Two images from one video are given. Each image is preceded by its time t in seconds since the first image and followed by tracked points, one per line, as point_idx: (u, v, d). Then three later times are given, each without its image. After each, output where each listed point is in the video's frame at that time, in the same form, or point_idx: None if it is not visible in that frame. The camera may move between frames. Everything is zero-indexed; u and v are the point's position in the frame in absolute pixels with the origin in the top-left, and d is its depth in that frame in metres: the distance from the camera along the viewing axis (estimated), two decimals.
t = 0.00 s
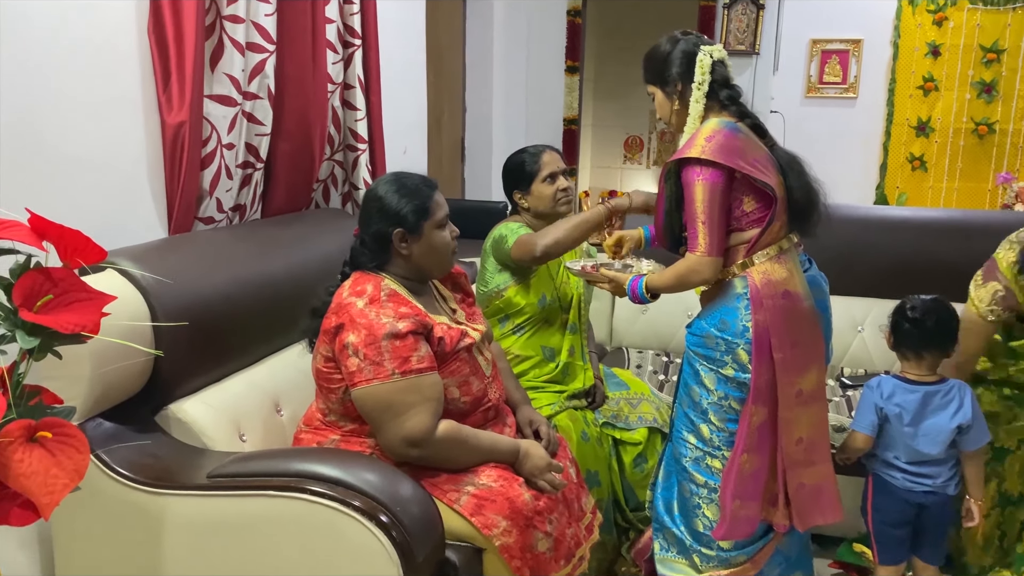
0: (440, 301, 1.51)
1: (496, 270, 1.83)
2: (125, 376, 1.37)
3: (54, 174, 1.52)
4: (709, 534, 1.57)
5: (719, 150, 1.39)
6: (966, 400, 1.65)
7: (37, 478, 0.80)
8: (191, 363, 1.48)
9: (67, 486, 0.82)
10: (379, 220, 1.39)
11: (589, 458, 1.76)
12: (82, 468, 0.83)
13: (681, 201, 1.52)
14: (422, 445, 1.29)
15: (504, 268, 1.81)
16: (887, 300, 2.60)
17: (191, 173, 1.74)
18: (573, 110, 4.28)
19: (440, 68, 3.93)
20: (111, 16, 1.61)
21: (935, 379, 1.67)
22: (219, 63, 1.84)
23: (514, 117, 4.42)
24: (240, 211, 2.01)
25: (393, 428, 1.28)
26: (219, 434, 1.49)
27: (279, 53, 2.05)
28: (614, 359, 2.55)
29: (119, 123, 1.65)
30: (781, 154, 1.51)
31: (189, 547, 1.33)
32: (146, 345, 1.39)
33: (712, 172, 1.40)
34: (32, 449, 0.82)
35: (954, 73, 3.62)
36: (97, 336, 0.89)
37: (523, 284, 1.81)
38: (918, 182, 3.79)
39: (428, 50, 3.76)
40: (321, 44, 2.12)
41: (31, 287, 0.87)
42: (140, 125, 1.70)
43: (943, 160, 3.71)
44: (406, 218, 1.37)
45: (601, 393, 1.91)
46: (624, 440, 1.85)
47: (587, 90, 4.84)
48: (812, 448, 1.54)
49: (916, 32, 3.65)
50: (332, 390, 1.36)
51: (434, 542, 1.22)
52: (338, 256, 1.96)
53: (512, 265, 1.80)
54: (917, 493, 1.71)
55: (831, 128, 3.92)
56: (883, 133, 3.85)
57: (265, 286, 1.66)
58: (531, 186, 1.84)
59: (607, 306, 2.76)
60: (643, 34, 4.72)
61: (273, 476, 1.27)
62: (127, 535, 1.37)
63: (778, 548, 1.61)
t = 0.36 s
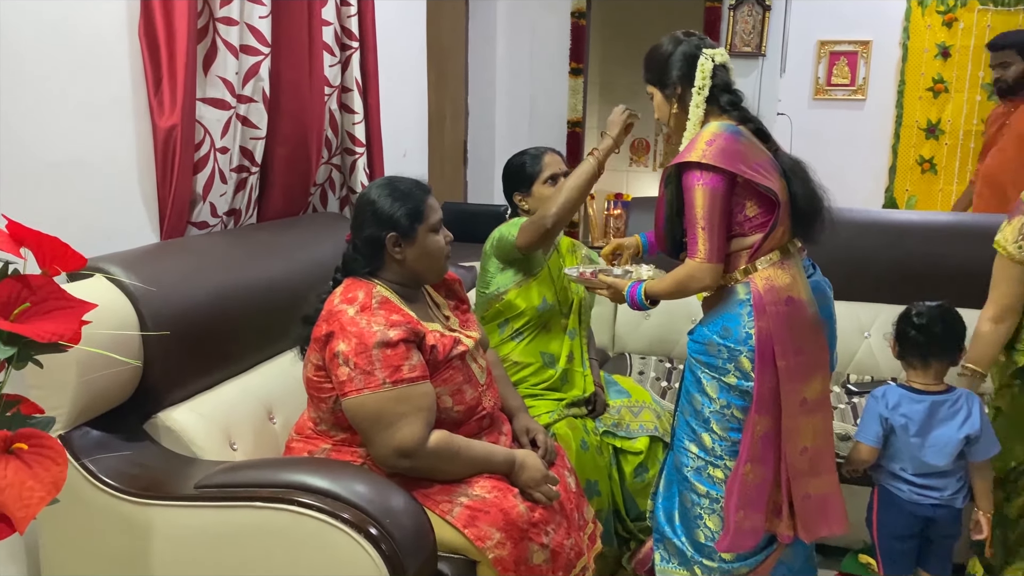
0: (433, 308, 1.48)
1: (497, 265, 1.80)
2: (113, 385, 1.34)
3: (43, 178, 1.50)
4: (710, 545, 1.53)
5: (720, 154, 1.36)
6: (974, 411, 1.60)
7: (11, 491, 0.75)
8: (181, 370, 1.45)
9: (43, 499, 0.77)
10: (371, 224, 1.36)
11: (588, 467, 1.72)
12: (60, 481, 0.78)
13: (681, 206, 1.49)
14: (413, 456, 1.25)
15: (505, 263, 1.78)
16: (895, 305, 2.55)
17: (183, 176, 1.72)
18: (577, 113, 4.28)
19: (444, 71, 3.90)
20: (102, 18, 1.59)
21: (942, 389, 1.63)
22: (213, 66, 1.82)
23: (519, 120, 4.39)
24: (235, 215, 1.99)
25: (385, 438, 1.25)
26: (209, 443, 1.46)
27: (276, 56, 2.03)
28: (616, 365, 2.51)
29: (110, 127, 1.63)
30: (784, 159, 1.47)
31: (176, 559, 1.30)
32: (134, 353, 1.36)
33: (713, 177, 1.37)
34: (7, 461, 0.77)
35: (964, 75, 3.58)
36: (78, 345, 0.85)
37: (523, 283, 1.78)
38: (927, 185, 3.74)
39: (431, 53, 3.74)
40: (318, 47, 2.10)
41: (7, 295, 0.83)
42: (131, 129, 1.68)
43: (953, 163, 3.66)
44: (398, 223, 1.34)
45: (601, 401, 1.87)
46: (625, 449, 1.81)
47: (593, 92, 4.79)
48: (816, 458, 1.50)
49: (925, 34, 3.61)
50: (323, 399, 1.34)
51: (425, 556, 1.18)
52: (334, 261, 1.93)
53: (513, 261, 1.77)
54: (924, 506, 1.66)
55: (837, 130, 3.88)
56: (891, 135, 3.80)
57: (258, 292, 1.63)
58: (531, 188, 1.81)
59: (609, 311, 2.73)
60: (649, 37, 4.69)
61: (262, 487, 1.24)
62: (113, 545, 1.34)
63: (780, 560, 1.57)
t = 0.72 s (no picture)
0: (438, 309, 1.46)
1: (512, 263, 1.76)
2: (114, 386, 1.33)
3: (47, 179, 1.49)
4: (721, 553, 1.50)
5: (730, 155, 1.33)
6: (989, 418, 1.58)
7: (6, 494, 0.73)
8: (184, 373, 1.44)
9: (39, 501, 0.75)
10: (375, 225, 1.34)
11: (597, 473, 1.70)
12: (56, 484, 0.76)
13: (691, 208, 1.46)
14: (416, 458, 1.23)
15: (518, 262, 1.75)
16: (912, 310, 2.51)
17: (189, 178, 1.72)
18: (588, 117, 4.16)
19: (455, 74, 3.89)
20: (107, 20, 1.59)
21: (956, 395, 1.60)
22: (219, 67, 1.82)
23: (530, 123, 4.37)
24: (241, 217, 1.99)
25: (387, 441, 1.23)
26: (213, 446, 1.44)
27: (284, 58, 2.02)
28: (626, 369, 2.49)
29: (115, 128, 1.63)
30: (797, 159, 1.45)
31: (177, 563, 1.29)
32: (136, 355, 1.35)
33: (723, 178, 1.34)
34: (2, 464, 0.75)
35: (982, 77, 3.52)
36: (74, 347, 0.83)
37: (534, 284, 1.75)
38: (944, 188, 3.68)
39: (442, 56, 3.73)
40: (325, 49, 2.10)
41: (2, 295, 0.81)
42: (136, 130, 1.68)
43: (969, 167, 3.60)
44: (402, 223, 1.32)
45: (612, 406, 1.83)
46: (635, 455, 1.78)
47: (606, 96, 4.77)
48: (829, 465, 1.47)
49: (942, 36, 3.56)
50: (326, 401, 1.32)
51: (428, 561, 1.16)
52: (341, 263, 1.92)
53: (527, 260, 1.74)
54: (939, 516, 1.61)
55: (851, 133, 3.83)
56: (907, 138, 3.75)
57: (263, 294, 1.62)
58: (541, 189, 1.79)
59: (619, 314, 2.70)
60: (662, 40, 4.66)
61: (263, 491, 1.22)
62: (114, 548, 1.32)
63: (790, 566, 1.54)
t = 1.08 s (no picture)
0: (430, 310, 1.45)
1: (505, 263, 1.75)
2: (102, 393, 1.30)
3: (32, 182, 1.47)
4: (717, 555, 1.50)
5: (725, 155, 1.32)
6: (980, 417, 1.59)
7: None
8: (174, 378, 1.41)
9: (24, 513, 0.73)
10: (367, 227, 1.32)
11: (592, 475, 1.69)
12: (42, 493, 0.74)
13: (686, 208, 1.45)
14: (412, 461, 1.22)
15: (512, 263, 1.74)
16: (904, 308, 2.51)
17: (177, 180, 1.70)
18: (579, 117, 4.13)
19: (444, 74, 3.87)
20: (91, 20, 1.57)
21: (949, 394, 1.60)
22: (207, 68, 1.80)
23: (520, 123, 4.35)
24: (230, 219, 1.97)
25: (381, 444, 1.21)
26: (203, 452, 1.42)
27: (272, 59, 2.00)
28: (619, 369, 2.48)
29: (102, 131, 1.61)
30: (791, 158, 1.44)
31: (170, 571, 1.27)
32: (125, 360, 1.32)
33: (718, 178, 1.33)
34: None
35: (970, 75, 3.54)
36: (61, 354, 0.81)
37: (527, 286, 1.74)
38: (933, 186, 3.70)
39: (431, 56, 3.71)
40: (314, 50, 2.08)
41: None
42: (123, 132, 1.66)
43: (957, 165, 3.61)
44: (394, 225, 1.31)
45: (605, 408, 1.83)
46: (630, 456, 1.77)
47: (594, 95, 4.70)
48: (826, 466, 1.47)
49: (928, 34, 3.58)
50: (317, 404, 1.30)
51: (424, 566, 1.15)
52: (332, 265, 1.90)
53: (520, 262, 1.73)
54: (930, 515, 1.61)
55: (841, 132, 3.84)
56: (896, 137, 3.76)
57: (254, 297, 1.60)
58: (535, 190, 1.77)
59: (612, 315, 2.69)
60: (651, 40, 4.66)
61: (255, 497, 1.21)
62: (104, 556, 1.30)
63: (788, 569, 1.53)
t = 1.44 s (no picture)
0: (396, 308, 1.43)
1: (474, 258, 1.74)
2: (58, 400, 1.26)
3: None
4: (687, 548, 1.51)
5: (691, 149, 1.33)
6: (941, 406, 1.62)
7: None
8: (132, 382, 1.37)
9: None
10: (331, 224, 1.30)
11: (561, 470, 1.69)
12: None
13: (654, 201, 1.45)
14: (379, 462, 1.21)
15: (479, 258, 1.73)
16: (863, 297, 2.56)
17: (132, 178, 1.65)
18: (541, 110, 4.15)
19: (405, 68, 3.83)
20: (37, 12, 1.51)
21: (910, 383, 1.63)
22: (161, 62, 1.75)
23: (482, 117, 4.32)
24: (188, 217, 1.92)
25: (349, 445, 1.19)
26: (164, 457, 1.38)
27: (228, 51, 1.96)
28: (585, 364, 2.48)
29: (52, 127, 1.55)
30: (755, 151, 1.45)
31: None
32: (82, 365, 1.28)
33: (684, 172, 1.33)
34: None
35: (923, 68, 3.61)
36: (13, 360, 0.78)
37: (495, 281, 1.73)
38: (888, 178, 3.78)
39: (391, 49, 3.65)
40: (272, 43, 2.04)
41: None
42: (75, 129, 1.61)
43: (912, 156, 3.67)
44: (359, 221, 1.29)
45: (574, 403, 1.83)
46: (598, 450, 1.78)
47: (555, 88, 4.68)
48: (794, 457, 1.49)
49: (883, 28, 3.64)
50: (281, 407, 1.28)
51: (394, 567, 1.13)
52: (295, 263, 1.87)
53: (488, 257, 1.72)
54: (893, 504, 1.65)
55: (799, 125, 3.89)
56: (853, 129, 3.83)
57: (214, 297, 1.56)
58: (502, 184, 1.76)
59: (577, 309, 2.70)
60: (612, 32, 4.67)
61: (219, 503, 1.18)
62: (62, 567, 1.26)
63: (756, 559, 1.55)
